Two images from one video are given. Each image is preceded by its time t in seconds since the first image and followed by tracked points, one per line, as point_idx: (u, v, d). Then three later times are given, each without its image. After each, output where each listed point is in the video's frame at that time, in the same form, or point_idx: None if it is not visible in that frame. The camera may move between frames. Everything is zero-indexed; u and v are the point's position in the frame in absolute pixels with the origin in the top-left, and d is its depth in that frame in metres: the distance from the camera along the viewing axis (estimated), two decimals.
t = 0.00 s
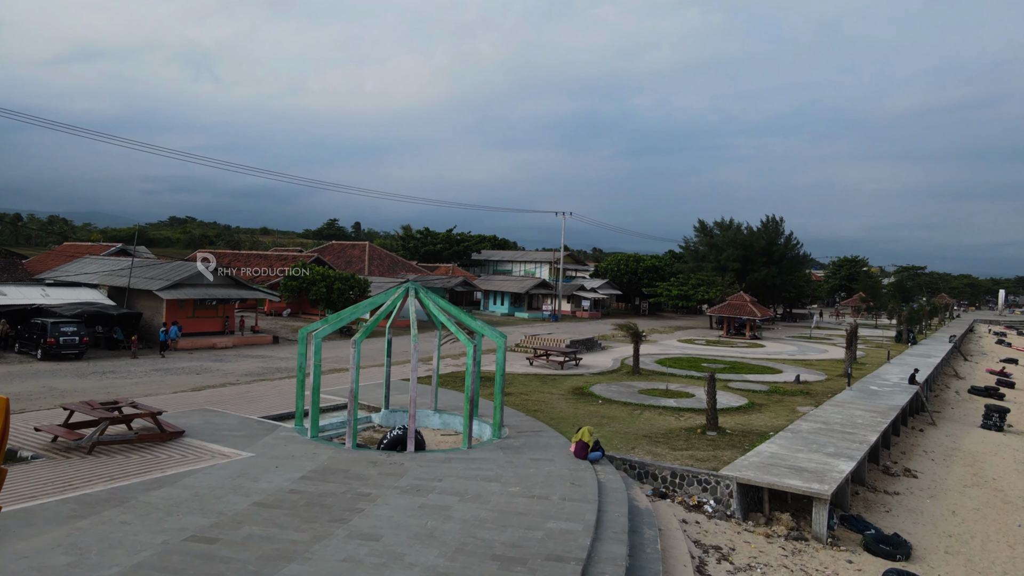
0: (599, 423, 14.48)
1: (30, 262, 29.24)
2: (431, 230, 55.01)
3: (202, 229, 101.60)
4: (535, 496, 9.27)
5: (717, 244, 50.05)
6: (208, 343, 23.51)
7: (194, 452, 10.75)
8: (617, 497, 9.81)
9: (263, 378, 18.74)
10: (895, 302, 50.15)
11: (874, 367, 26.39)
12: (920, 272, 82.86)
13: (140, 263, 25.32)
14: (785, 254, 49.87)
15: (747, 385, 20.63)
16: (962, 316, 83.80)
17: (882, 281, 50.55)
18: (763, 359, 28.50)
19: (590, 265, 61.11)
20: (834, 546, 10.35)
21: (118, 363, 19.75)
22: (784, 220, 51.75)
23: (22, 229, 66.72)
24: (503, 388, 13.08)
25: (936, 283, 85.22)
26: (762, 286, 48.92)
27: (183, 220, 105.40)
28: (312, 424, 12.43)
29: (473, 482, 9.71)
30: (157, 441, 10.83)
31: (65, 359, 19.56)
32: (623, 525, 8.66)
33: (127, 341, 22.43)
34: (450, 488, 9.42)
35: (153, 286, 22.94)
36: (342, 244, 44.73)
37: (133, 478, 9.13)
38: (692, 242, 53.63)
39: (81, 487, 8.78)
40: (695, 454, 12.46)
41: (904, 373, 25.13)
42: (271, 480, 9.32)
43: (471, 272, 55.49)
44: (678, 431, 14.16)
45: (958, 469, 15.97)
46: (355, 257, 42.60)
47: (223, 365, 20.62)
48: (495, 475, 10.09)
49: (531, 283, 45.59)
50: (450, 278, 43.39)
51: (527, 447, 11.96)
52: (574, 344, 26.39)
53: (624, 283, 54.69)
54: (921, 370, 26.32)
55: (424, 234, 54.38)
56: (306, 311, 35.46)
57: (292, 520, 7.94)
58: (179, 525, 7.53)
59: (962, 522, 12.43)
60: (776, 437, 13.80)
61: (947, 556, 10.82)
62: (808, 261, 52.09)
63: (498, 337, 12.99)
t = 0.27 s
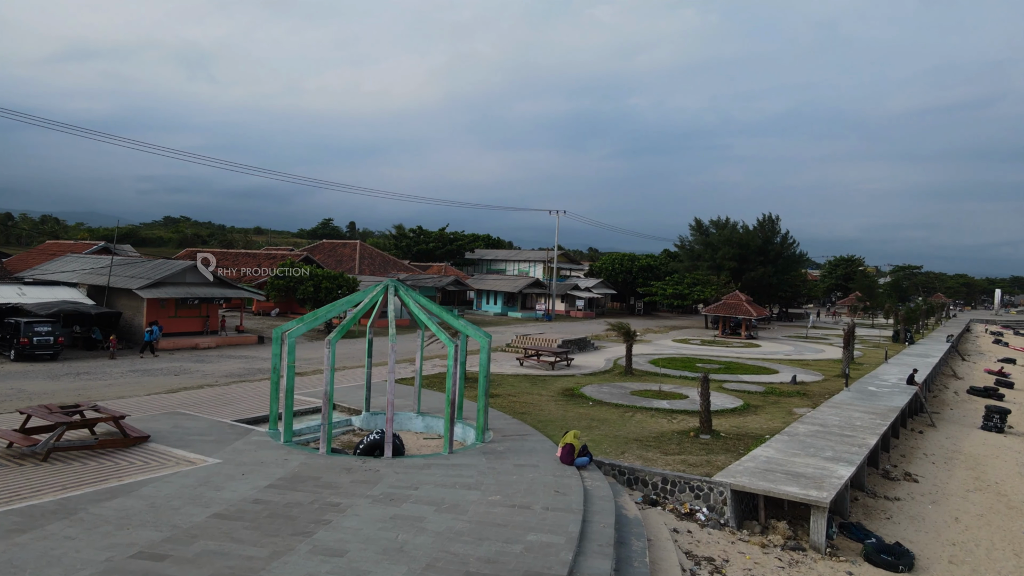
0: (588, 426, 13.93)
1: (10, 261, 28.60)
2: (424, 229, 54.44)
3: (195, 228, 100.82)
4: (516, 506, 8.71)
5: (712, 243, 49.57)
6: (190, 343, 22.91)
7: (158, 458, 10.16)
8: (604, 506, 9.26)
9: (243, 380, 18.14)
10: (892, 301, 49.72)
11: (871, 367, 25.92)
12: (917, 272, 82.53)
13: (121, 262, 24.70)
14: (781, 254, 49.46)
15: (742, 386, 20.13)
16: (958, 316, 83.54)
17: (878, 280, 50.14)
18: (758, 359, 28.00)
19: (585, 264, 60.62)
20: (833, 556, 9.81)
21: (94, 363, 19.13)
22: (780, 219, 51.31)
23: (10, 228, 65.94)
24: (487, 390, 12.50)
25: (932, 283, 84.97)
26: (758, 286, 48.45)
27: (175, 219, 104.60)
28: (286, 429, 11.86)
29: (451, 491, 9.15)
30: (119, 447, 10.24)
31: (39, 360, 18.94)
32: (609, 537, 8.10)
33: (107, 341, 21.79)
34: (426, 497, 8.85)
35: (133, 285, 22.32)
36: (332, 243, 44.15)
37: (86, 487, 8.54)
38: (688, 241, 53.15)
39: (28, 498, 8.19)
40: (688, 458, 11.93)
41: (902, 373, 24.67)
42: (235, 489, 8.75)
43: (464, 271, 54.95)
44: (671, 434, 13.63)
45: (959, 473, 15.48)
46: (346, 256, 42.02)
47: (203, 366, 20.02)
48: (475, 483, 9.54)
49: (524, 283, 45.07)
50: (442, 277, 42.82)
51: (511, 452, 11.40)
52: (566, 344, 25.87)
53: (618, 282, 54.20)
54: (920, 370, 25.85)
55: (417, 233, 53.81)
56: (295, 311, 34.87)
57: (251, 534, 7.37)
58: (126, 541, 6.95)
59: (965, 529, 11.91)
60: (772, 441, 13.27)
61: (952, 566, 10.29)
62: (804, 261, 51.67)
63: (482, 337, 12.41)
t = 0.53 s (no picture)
0: (579, 425, 13.40)
1: None
2: (418, 227, 53.86)
3: (189, 227, 100.11)
4: (497, 510, 8.16)
5: (710, 240, 49.05)
6: (174, 341, 22.35)
7: (122, 458, 9.61)
8: (592, 509, 8.72)
9: (224, 378, 17.59)
10: (891, 300, 49.22)
11: (871, 365, 25.38)
12: (915, 270, 82.06)
13: (104, 258, 24.11)
14: (779, 251, 48.99)
15: (739, 385, 19.59)
16: (957, 314, 83.09)
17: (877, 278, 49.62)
18: (756, 357, 27.48)
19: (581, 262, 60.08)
20: (834, 562, 9.27)
21: (71, 361, 18.55)
22: (778, 216, 50.82)
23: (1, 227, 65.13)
24: (472, 387, 11.96)
25: (931, 282, 84.54)
26: (756, 284, 47.93)
27: (169, 218, 103.89)
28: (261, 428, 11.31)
29: (428, 493, 8.60)
30: (80, 447, 9.67)
31: (15, 358, 18.36)
32: (595, 543, 7.56)
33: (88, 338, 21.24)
34: (402, 500, 8.31)
35: (114, 281, 21.74)
36: (325, 240, 43.59)
37: (37, 490, 7.98)
38: (685, 238, 52.63)
39: None
40: (682, 459, 11.39)
41: (902, 371, 24.15)
42: (198, 491, 8.19)
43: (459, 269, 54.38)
44: (664, 433, 13.10)
45: (964, 473, 14.96)
46: (338, 254, 41.47)
47: (185, 363, 19.45)
48: (455, 485, 9.00)
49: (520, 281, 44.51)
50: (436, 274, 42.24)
51: (496, 453, 10.86)
52: (560, 342, 25.31)
53: (615, 280, 53.67)
54: (920, 368, 25.34)
55: (412, 230, 53.23)
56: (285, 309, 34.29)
57: (208, 541, 6.83)
58: (70, 550, 6.40)
59: (972, 532, 11.39)
60: (770, 440, 12.74)
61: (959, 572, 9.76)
62: (802, 259, 51.18)
63: (466, 331, 11.90)
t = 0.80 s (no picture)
0: (570, 423, 12.94)
1: None
2: (414, 224, 53.41)
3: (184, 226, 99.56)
4: (479, 511, 7.73)
5: (707, 238, 48.63)
6: (160, 338, 21.92)
7: (88, 456, 9.16)
8: (580, 510, 8.27)
9: (208, 375, 17.14)
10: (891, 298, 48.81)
11: (871, 363, 24.98)
12: (915, 269, 81.67)
13: (89, 254, 23.64)
14: (778, 249, 48.58)
15: (737, 382, 19.14)
16: (956, 314, 82.74)
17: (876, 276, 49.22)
18: (753, 354, 27.06)
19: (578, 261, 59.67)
20: (834, 565, 8.84)
21: (51, 358, 18.09)
22: (776, 214, 50.43)
23: None
24: (458, 383, 11.46)
25: (930, 281, 84.20)
26: (754, 282, 47.53)
27: (165, 216, 103.34)
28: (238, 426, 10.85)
29: (407, 493, 8.16)
30: (45, 445, 9.22)
31: None
32: (581, 546, 7.11)
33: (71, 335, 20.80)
34: (378, 500, 7.87)
35: (98, 277, 21.27)
36: (318, 238, 43.14)
37: None
38: (683, 236, 52.22)
39: None
40: (676, 458, 10.94)
41: (903, 369, 23.74)
42: (163, 492, 7.75)
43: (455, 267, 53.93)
44: (658, 431, 12.67)
45: (967, 473, 14.53)
46: (332, 251, 41.01)
47: (169, 361, 18.99)
48: (436, 485, 8.55)
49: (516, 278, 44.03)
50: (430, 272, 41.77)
51: (482, 451, 10.41)
52: (554, 339, 24.85)
53: (612, 278, 53.24)
54: (921, 366, 24.93)
55: (407, 228, 52.77)
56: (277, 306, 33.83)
57: (166, 544, 6.38)
58: (14, 555, 5.96)
59: (977, 533, 10.96)
60: (767, 438, 12.31)
61: None
62: (800, 257, 50.78)
63: (451, 325, 11.41)
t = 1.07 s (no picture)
0: (557, 421, 12.46)
1: None
2: (408, 222, 52.91)
3: (178, 225, 98.90)
4: (453, 513, 7.23)
5: (704, 236, 48.21)
6: (142, 335, 21.42)
7: (44, 455, 8.65)
8: (562, 512, 7.77)
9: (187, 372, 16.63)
10: (889, 296, 48.42)
11: (869, 361, 24.54)
12: (913, 268, 81.33)
13: (70, 249, 23.11)
14: (775, 247, 48.17)
15: (732, 379, 18.70)
16: (954, 312, 82.43)
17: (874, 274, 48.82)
18: (750, 352, 26.61)
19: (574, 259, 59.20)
20: (832, 569, 8.36)
21: (26, 355, 17.56)
22: (773, 211, 50.02)
23: None
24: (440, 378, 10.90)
25: (928, 279, 83.90)
26: (751, 280, 47.10)
27: (159, 215, 102.65)
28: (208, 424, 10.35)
29: (378, 495, 7.67)
30: None
31: None
32: (561, 551, 6.61)
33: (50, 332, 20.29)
34: (346, 503, 7.38)
35: (78, 272, 20.74)
36: (310, 235, 42.61)
37: None
38: (679, 233, 51.81)
39: None
40: (668, 456, 10.47)
41: (902, 366, 23.31)
42: (115, 494, 7.25)
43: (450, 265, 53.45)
44: (649, 429, 12.18)
45: (969, 472, 14.08)
46: (323, 248, 40.49)
47: (149, 358, 18.47)
48: (411, 486, 8.08)
49: (510, 275, 43.51)
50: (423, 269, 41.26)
51: (463, 450, 9.92)
52: (547, 337, 24.36)
53: (608, 277, 52.79)
54: (920, 363, 24.49)
55: (401, 225, 52.27)
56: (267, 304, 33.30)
57: (108, 551, 5.88)
58: None
59: (981, 535, 10.49)
60: (763, 436, 11.83)
61: None
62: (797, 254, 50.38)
63: (432, 318, 10.88)
